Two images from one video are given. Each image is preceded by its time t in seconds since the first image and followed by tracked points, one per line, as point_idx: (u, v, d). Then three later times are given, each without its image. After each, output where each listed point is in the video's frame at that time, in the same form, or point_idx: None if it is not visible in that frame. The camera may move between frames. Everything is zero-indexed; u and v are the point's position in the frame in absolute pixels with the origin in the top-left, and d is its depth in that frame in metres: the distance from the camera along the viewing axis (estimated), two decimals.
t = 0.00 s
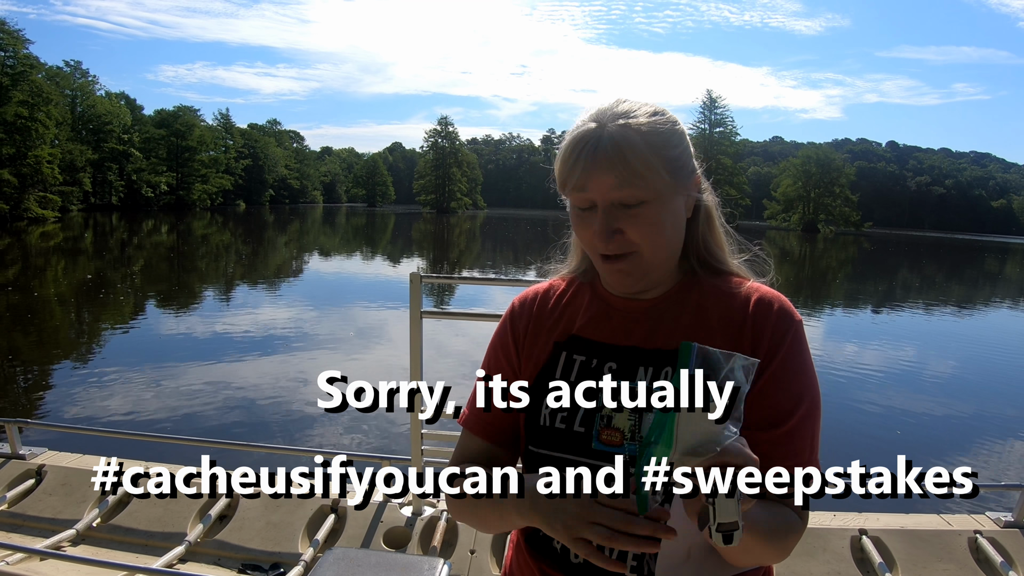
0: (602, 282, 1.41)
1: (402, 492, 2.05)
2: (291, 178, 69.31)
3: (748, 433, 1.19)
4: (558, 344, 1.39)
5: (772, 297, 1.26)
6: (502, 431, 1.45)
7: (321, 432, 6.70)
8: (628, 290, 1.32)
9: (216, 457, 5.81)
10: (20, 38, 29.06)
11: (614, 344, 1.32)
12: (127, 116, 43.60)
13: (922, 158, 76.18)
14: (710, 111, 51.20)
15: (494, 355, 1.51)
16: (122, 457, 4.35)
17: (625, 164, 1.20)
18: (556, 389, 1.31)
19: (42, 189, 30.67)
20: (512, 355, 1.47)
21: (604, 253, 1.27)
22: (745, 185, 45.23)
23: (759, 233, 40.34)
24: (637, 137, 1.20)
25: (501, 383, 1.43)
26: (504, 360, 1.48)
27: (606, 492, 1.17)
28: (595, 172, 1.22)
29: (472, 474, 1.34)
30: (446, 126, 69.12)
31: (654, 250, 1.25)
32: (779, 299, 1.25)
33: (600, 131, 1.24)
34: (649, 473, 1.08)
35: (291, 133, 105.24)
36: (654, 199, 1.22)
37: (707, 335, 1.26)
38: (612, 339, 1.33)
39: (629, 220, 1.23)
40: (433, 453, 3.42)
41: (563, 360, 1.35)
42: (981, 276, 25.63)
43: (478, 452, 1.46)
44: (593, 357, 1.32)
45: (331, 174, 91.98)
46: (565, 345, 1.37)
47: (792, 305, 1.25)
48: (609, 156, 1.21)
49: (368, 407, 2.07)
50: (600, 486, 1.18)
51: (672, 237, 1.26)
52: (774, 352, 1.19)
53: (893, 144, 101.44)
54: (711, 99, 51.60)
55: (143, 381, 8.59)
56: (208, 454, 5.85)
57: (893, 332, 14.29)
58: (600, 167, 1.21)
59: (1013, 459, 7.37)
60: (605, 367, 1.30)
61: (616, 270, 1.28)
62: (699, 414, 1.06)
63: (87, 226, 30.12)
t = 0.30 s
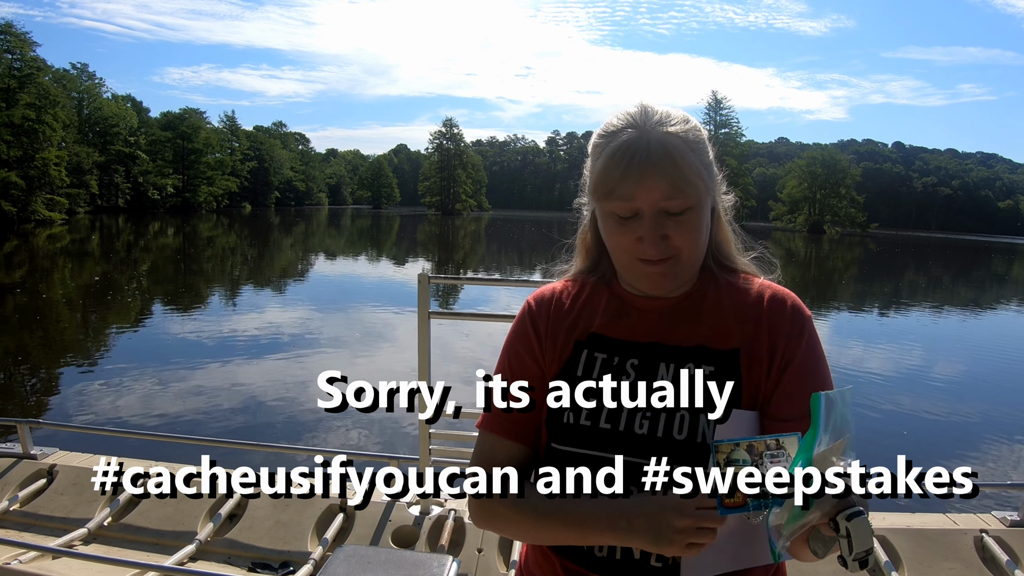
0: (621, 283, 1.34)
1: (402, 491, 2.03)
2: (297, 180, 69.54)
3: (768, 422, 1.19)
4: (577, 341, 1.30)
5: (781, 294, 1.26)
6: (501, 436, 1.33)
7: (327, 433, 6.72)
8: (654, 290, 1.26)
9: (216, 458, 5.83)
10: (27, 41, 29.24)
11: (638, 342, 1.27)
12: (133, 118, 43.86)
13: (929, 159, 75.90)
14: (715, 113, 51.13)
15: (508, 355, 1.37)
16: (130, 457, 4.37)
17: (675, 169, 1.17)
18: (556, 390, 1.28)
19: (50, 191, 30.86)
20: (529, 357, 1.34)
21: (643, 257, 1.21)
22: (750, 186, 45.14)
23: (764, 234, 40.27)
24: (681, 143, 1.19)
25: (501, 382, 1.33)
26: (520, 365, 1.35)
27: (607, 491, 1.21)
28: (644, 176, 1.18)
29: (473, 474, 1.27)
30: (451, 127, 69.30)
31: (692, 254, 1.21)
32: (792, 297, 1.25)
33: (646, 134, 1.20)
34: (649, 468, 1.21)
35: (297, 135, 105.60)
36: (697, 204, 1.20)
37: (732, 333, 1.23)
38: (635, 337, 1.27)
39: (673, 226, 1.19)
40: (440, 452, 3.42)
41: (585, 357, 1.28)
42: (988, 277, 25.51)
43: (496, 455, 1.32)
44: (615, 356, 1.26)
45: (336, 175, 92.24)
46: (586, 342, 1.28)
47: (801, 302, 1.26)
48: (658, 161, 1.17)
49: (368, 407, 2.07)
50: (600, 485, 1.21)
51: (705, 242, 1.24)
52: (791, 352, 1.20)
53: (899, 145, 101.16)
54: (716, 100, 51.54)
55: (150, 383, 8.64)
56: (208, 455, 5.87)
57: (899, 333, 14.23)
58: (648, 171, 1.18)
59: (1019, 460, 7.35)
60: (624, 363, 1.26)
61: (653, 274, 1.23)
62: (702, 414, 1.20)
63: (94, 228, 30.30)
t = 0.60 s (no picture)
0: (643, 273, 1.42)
1: (401, 492, 2.04)
2: (298, 181, 69.59)
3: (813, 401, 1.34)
4: (602, 333, 1.37)
5: (795, 287, 1.38)
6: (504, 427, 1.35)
7: (331, 433, 6.72)
8: (681, 279, 1.35)
9: (218, 457, 5.86)
10: (28, 43, 29.26)
11: (666, 332, 1.35)
12: (135, 120, 43.96)
13: (932, 157, 75.68)
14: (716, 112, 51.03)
15: (525, 355, 1.39)
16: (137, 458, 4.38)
17: (696, 154, 1.25)
18: (556, 390, 1.33)
19: (52, 193, 30.93)
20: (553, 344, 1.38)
21: (665, 237, 1.29)
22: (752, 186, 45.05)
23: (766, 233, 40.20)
24: (701, 128, 1.26)
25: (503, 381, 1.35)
26: (537, 359, 1.38)
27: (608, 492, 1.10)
28: (668, 161, 1.26)
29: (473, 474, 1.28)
30: (452, 128, 69.33)
31: (714, 235, 1.29)
32: (805, 285, 1.38)
33: (672, 123, 1.27)
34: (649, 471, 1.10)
35: (298, 136, 105.63)
36: (718, 188, 1.27)
37: (756, 324, 1.33)
38: (661, 328, 1.36)
39: (695, 207, 1.27)
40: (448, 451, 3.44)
41: (611, 348, 1.35)
42: (991, 276, 25.43)
43: (519, 445, 1.33)
44: (641, 346, 1.35)
45: (337, 176, 92.28)
46: (612, 334, 1.36)
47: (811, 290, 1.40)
48: (680, 147, 1.25)
49: (368, 407, 2.08)
50: (598, 487, 1.11)
51: (726, 229, 1.32)
52: (820, 337, 1.33)
53: (901, 143, 100.86)
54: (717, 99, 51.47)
55: (153, 384, 8.66)
56: (211, 455, 5.88)
57: (902, 331, 14.20)
58: (673, 156, 1.25)
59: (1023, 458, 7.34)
60: (650, 353, 1.34)
61: (675, 256, 1.30)
62: (701, 417, 1.10)
63: (96, 230, 30.38)
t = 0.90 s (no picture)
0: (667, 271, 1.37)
1: (402, 492, 2.04)
2: (296, 182, 69.59)
3: (824, 419, 1.28)
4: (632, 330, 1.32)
5: (819, 295, 1.34)
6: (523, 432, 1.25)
7: (332, 435, 6.73)
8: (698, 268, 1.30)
9: (218, 458, 5.88)
10: (25, 45, 29.18)
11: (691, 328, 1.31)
12: (133, 122, 43.94)
13: (930, 156, 75.78)
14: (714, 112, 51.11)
15: (547, 352, 1.27)
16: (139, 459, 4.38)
17: (718, 137, 1.22)
18: (555, 390, 1.23)
19: (50, 195, 30.92)
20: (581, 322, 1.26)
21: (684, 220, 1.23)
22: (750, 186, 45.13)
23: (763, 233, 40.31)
24: (722, 117, 1.25)
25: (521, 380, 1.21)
26: (554, 355, 1.26)
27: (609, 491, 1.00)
28: (689, 144, 1.23)
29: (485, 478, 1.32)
30: (451, 129, 69.38)
31: (738, 222, 1.25)
32: (827, 296, 1.34)
33: (699, 113, 1.26)
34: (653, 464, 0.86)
35: (296, 138, 105.61)
36: (744, 175, 1.23)
37: (785, 326, 1.28)
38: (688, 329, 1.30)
39: (717, 191, 1.22)
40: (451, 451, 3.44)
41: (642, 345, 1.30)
42: (988, 274, 25.52)
43: (549, 446, 1.22)
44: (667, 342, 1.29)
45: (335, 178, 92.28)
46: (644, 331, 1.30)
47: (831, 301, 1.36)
48: (702, 131, 1.23)
49: (368, 408, 2.09)
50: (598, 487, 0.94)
51: (748, 219, 1.28)
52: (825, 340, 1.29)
53: (898, 142, 101.12)
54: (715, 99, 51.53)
55: (153, 386, 8.66)
56: (212, 456, 5.88)
57: (900, 330, 14.25)
58: (693, 139, 1.23)
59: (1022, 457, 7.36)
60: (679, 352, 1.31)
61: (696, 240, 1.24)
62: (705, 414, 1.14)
63: (94, 232, 30.38)
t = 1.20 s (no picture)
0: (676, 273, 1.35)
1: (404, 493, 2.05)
2: (291, 182, 69.46)
3: (835, 420, 1.29)
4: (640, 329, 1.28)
5: (827, 296, 1.34)
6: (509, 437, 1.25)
7: (327, 435, 6.71)
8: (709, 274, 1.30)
9: (216, 458, 5.88)
10: (19, 44, 28.93)
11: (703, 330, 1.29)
12: (126, 121, 43.73)
13: (922, 158, 76.31)
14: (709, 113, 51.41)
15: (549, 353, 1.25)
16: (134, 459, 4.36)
17: (739, 141, 1.22)
18: (555, 390, 1.22)
19: (43, 194, 30.75)
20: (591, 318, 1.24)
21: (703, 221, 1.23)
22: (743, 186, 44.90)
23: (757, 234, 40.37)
24: (743, 123, 1.23)
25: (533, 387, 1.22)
26: (555, 357, 1.25)
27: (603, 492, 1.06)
28: (710, 146, 1.22)
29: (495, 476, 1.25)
30: (446, 130, 69.35)
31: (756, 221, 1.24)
32: (833, 296, 1.34)
33: (721, 114, 1.24)
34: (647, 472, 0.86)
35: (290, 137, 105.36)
36: (762, 176, 1.24)
37: (795, 329, 1.30)
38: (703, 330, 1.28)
39: (736, 194, 1.22)
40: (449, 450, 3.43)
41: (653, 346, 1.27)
42: (980, 276, 25.69)
43: (551, 445, 1.23)
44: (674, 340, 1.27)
45: (330, 177, 92.09)
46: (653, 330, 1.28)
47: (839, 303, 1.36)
48: (725, 133, 1.22)
49: (368, 408, 2.09)
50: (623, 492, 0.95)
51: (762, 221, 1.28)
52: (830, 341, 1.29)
53: (891, 144, 101.64)
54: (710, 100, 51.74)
55: (147, 386, 8.62)
56: (209, 456, 5.88)
57: (893, 331, 14.36)
58: (715, 141, 1.22)
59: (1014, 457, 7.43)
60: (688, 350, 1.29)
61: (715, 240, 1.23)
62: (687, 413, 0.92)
63: (88, 231, 30.26)
